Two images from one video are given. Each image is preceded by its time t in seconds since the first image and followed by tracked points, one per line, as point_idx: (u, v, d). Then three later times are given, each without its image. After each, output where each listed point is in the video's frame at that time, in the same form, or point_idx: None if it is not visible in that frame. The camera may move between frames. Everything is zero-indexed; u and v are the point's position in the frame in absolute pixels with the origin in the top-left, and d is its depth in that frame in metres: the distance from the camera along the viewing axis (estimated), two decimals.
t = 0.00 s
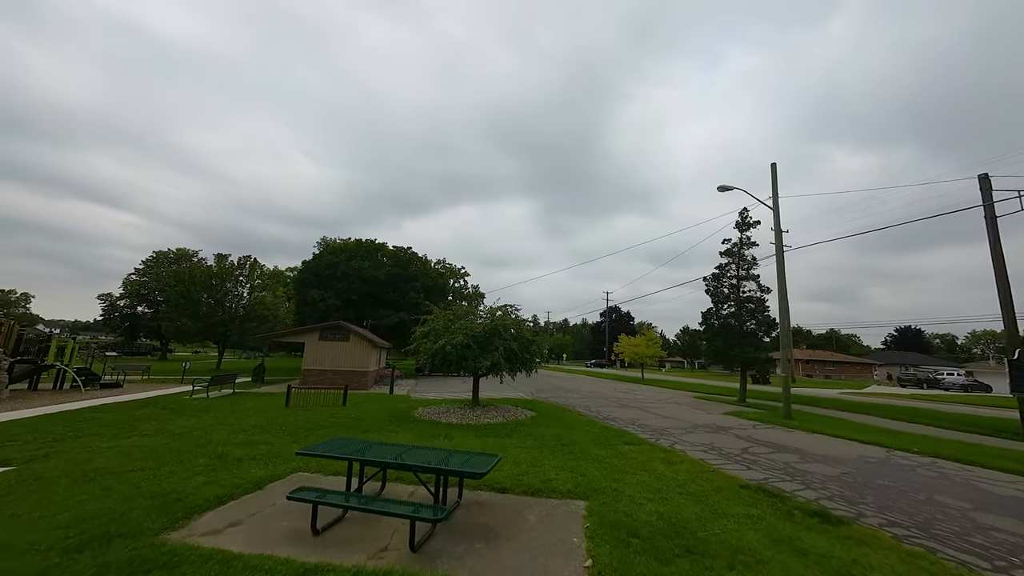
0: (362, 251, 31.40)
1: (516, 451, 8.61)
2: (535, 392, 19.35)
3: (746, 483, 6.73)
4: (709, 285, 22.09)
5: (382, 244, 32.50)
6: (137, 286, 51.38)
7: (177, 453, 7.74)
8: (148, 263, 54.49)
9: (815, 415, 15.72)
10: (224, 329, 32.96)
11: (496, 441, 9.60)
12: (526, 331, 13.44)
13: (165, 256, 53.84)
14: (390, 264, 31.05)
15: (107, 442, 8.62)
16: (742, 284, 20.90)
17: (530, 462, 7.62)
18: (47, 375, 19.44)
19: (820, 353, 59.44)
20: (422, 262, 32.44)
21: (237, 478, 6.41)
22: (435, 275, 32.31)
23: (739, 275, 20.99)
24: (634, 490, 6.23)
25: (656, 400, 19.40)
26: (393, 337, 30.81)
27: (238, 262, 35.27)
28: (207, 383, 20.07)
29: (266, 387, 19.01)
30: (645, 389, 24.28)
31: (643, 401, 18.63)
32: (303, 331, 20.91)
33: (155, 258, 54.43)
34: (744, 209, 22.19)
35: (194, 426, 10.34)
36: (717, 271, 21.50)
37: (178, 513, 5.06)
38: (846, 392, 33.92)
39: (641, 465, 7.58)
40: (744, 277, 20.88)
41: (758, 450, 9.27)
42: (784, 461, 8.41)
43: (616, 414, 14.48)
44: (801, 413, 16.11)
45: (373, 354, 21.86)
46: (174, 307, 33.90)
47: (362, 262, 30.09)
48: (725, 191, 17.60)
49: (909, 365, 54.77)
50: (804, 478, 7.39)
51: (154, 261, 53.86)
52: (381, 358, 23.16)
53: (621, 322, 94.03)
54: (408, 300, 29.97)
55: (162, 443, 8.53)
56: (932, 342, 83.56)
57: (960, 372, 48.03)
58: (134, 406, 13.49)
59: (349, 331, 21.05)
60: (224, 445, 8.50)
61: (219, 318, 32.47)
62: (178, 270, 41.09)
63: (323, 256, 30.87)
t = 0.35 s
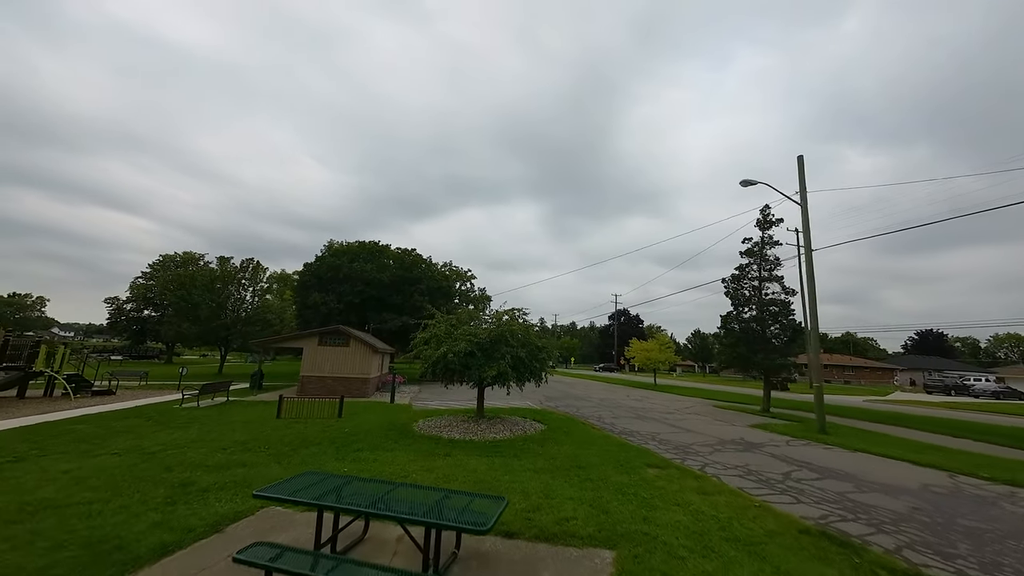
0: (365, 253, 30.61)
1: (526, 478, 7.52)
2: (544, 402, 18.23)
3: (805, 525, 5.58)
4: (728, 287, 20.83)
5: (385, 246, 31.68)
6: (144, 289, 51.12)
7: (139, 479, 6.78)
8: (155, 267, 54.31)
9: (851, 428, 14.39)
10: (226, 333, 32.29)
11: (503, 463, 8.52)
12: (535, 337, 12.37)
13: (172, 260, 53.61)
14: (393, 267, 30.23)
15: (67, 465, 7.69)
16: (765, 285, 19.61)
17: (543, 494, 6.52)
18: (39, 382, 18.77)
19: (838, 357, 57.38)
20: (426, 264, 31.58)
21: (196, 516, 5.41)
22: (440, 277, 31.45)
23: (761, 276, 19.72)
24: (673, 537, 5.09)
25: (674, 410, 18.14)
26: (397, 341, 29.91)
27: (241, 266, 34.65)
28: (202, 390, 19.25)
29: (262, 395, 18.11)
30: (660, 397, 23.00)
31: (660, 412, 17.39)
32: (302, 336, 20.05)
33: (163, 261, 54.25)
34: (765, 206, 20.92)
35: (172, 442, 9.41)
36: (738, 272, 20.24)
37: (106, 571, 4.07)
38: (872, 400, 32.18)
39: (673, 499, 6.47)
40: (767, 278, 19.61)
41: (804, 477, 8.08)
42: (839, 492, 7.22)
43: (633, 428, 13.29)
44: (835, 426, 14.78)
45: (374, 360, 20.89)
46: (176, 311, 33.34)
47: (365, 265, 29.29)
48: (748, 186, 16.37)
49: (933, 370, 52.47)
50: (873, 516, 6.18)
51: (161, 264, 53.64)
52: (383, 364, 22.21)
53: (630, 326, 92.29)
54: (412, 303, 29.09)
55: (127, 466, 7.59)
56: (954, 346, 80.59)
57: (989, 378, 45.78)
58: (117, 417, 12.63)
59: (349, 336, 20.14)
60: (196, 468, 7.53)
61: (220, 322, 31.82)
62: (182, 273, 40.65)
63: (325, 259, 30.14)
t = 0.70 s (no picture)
0: (368, 256, 29.81)
1: (538, 512, 6.44)
2: (554, 412, 17.08)
3: None
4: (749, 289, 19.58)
5: (389, 248, 30.87)
6: (150, 292, 50.83)
7: (88, 515, 5.82)
8: (162, 270, 54.13)
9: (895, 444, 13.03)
10: (227, 337, 31.61)
11: (511, 490, 7.45)
12: (545, 344, 11.30)
13: (178, 263, 53.42)
14: (396, 269, 29.40)
15: (14, 494, 6.77)
16: (790, 287, 18.30)
17: (559, 538, 5.45)
18: (28, 389, 18.09)
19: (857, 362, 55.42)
20: (431, 266, 30.81)
21: (134, 572, 4.42)
22: (444, 280, 30.57)
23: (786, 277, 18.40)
24: None
25: (695, 422, 16.89)
26: (400, 346, 29.03)
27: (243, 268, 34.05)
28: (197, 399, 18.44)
29: (256, 404, 17.19)
30: (677, 406, 21.69)
31: (680, 424, 16.15)
32: (300, 342, 19.13)
33: (169, 264, 54.09)
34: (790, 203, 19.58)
35: (143, 464, 8.46)
36: (760, 273, 18.98)
37: None
38: (898, 408, 30.54)
39: (718, 548, 5.31)
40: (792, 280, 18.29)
41: (865, 512, 6.87)
42: (913, 535, 6.03)
43: (653, 444, 12.11)
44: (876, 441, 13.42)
45: (375, 367, 19.88)
46: (177, 315, 32.75)
47: (368, 267, 28.49)
48: (775, 179, 15.13)
49: (958, 375, 50.06)
50: (966, 572, 5.01)
51: (168, 267, 53.45)
52: (384, 370, 21.26)
53: (639, 329, 90.49)
54: (416, 307, 28.21)
55: (81, 495, 6.64)
56: (977, 350, 77.74)
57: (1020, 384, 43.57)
58: (96, 430, 11.77)
59: (349, 341, 19.21)
60: (159, 499, 6.56)
61: (221, 326, 31.11)
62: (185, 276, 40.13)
63: (327, 261, 29.38)
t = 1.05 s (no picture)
0: (371, 258, 29.05)
1: (552, 559, 5.35)
2: (564, 423, 15.97)
3: None
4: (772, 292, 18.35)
5: (392, 250, 30.09)
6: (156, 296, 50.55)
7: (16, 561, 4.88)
8: (169, 273, 53.90)
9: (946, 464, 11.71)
10: (228, 341, 30.93)
11: (519, 527, 6.37)
12: (557, 352, 10.25)
13: (184, 266, 53.13)
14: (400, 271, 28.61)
15: None
16: (819, 289, 17.02)
17: None
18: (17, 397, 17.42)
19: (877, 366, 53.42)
20: (435, 269, 29.98)
21: None
22: (449, 283, 29.70)
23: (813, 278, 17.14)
24: None
25: (718, 436, 15.67)
26: (403, 351, 28.14)
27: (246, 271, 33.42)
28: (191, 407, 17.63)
29: (250, 414, 16.29)
30: (695, 417, 20.43)
31: (702, 438, 14.93)
32: (297, 347, 18.26)
33: (176, 267, 53.90)
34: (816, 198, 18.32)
35: (107, 488, 7.55)
36: (785, 273, 17.72)
37: None
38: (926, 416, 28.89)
39: None
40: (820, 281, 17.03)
41: (947, 561, 5.68)
42: None
43: (677, 463, 10.94)
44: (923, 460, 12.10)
45: (376, 374, 18.94)
46: (178, 318, 32.14)
47: (371, 269, 27.70)
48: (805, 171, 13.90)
49: (986, 380, 47.63)
50: None
51: (174, 271, 53.21)
52: (385, 377, 20.33)
53: (649, 332, 88.69)
54: (420, 310, 27.37)
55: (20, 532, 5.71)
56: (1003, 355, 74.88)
57: None
58: (72, 444, 10.91)
59: (349, 347, 18.30)
60: (107, 540, 5.57)
61: (222, 330, 30.40)
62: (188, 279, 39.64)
63: (329, 263, 28.64)
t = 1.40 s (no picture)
0: (374, 259, 28.25)
1: None
2: (576, 435, 14.86)
3: None
4: (799, 293, 17.11)
5: (396, 251, 29.28)
6: (163, 298, 50.27)
7: None
8: (175, 276, 53.64)
9: (1010, 488, 10.40)
10: (230, 345, 30.25)
11: None
12: (570, 361, 9.19)
13: (190, 268, 52.81)
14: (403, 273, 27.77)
15: None
16: (852, 290, 15.76)
17: None
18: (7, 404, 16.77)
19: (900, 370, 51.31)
20: (439, 270, 29.06)
21: None
22: (454, 285, 28.81)
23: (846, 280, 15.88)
24: None
25: (744, 450, 14.44)
26: (407, 355, 27.26)
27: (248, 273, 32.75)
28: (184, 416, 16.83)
29: (243, 423, 15.41)
30: (716, 428, 19.14)
31: (728, 453, 13.72)
32: (294, 352, 17.36)
33: (182, 270, 53.63)
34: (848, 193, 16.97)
35: (61, 519, 6.61)
36: (815, 274, 16.47)
37: None
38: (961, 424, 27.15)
39: None
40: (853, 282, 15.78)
41: None
42: None
43: (705, 486, 9.75)
44: (983, 483, 10.77)
45: (377, 381, 17.99)
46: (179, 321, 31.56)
47: (374, 270, 26.85)
48: (843, 161, 12.61)
49: (1016, 384, 45.31)
50: None
51: (181, 273, 52.92)
52: (387, 383, 19.40)
53: (659, 334, 86.97)
54: (424, 313, 26.49)
55: None
56: None
57: None
58: (45, 460, 10.07)
59: (347, 352, 17.39)
60: None
61: (223, 334, 29.74)
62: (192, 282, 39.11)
63: (331, 265, 27.88)
